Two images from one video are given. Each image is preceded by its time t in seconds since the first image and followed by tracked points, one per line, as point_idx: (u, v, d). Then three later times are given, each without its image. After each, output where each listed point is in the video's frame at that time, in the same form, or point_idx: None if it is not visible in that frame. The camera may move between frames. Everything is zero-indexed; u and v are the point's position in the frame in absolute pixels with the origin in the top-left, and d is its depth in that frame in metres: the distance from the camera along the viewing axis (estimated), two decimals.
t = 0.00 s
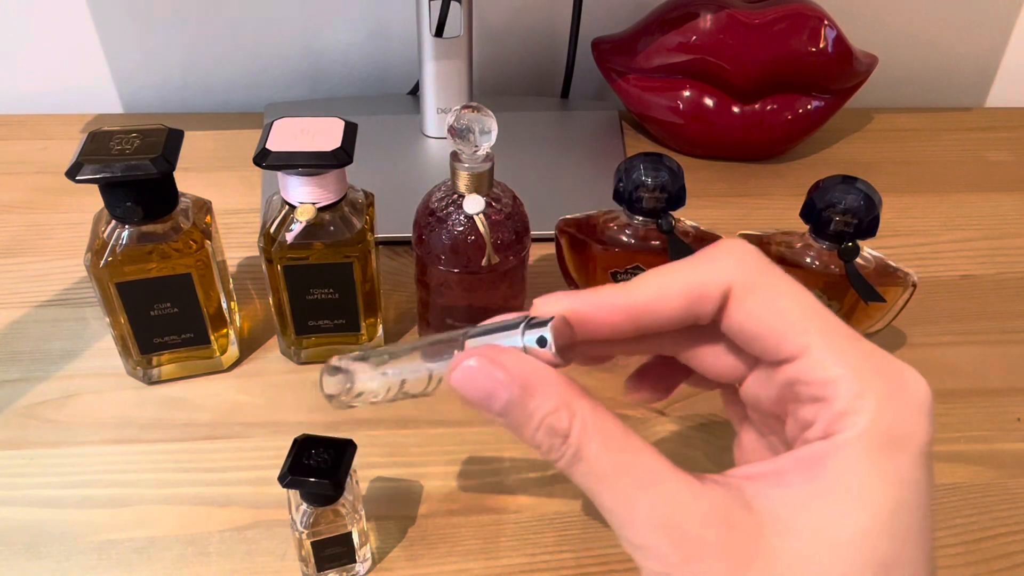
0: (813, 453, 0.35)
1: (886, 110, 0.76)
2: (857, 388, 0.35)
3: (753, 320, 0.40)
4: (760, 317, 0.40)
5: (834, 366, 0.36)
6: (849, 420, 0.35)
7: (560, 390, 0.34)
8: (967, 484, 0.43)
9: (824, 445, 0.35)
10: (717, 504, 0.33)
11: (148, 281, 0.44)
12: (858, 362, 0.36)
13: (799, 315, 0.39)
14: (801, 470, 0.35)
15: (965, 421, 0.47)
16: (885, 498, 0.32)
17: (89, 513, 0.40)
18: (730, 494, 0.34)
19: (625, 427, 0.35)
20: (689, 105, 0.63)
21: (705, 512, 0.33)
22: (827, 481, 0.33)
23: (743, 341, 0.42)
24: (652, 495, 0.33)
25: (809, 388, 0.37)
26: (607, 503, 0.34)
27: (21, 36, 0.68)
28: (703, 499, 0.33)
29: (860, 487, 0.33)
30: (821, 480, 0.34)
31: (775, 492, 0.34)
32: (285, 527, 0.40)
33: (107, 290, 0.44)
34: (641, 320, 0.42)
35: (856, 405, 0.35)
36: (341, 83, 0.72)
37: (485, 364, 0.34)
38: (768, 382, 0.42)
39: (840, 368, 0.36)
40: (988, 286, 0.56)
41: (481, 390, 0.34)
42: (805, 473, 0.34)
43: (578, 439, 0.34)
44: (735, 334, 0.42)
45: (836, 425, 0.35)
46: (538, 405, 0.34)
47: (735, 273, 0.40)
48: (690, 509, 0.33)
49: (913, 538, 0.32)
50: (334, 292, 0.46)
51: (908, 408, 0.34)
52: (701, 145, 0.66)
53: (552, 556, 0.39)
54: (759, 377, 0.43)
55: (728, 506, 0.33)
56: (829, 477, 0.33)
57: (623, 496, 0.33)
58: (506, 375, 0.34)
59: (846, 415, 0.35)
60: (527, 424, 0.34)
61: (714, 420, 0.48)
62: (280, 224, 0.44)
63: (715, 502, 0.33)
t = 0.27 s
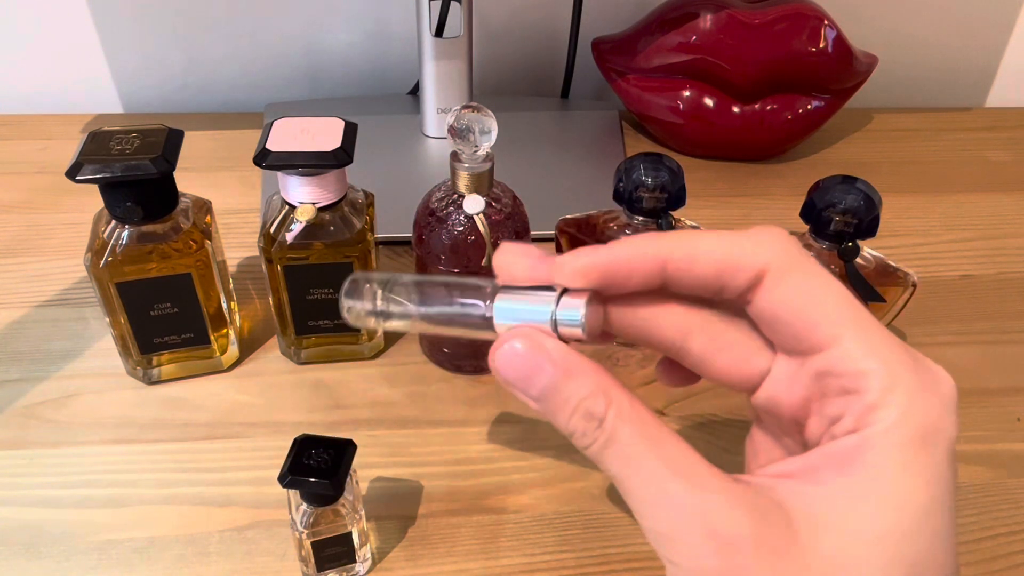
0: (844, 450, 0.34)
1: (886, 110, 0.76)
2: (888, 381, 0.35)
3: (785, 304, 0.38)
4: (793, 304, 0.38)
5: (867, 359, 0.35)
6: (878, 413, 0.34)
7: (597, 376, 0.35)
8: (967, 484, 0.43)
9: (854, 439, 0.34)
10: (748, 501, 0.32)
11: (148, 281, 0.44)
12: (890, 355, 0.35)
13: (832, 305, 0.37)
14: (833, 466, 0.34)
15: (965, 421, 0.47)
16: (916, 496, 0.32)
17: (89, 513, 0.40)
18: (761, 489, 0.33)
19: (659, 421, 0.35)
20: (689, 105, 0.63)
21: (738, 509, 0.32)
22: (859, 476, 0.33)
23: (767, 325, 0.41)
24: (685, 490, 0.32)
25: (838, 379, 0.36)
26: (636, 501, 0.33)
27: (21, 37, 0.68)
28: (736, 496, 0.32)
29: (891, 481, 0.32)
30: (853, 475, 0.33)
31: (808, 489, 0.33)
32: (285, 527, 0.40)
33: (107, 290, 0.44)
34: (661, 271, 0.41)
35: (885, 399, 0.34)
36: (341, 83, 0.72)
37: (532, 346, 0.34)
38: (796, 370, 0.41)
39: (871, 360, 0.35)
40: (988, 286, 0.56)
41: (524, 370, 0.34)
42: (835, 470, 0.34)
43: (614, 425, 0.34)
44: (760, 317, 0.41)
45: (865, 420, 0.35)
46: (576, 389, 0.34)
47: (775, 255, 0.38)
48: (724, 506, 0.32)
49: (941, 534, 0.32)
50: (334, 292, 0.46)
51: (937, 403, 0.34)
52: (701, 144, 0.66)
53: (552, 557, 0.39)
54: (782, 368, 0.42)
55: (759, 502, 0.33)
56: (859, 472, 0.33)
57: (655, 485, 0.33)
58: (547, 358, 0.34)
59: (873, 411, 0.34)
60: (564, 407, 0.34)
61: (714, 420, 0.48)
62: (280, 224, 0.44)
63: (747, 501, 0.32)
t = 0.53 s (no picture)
0: (839, 453, 0.34)
1: (886, 110, 0.76)
2: (881, 381, 0.35)
3: (776, 302, 0.38)
4: (786, 302, 0.38)
5: (858, 359, 0.35)
6: (871, 414, 0.34)
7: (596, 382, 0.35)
8: (967, 484, 0.43)
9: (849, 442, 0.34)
10: (746, 507, 0.32)
11: (148, 281, 0.44)
12: (882, 356, 0.35)
13: (824, 306, 0.37)
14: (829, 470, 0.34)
15: (965, 421, 0.47)
16: (911, 495, 0.32)
17: (89, 513, 0.40)
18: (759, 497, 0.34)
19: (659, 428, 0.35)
20: (689, 105, 0.63)
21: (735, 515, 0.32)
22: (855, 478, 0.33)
23: (759, 326, 0.41)
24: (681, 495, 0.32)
25: (832, 379, 0.36)
26: (636, 508, 0.33)
27: (21, 36, 0.68)
28: (733, 502, 0.32)
29: (888, 483, 0.32)
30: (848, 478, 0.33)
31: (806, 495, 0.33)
32: (285, 527, 0.40)
33: (106, 290, 0.44)
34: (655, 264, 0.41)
35: (877, 399, 0.34)
36: (341, 83, 0.72)
37: (536, 351, 0.35)
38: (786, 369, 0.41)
39: (863, 362, 0.35)
40: (988, 286, 0.56)
41: (528, 374, 0.35)
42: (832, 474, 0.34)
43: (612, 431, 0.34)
44: (752, 317, 0.41)
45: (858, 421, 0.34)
46: (576, 393, 0.34)
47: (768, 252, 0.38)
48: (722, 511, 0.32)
49: (938, 534, 0.32)
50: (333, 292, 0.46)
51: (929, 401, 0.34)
52: (700, 144, 0.66)
53: (552, 557, 0.39)
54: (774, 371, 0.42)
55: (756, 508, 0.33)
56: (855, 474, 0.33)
57: (654, 492, 0.33)
58: (550, 361, 0.35)
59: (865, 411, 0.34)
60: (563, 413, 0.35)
61: (714, 420, 0.48)
62: (280, 224, 0.44)
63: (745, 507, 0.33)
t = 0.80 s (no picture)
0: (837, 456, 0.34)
1: (886, 110, 0.76)
2: (877, 384, 0.34)
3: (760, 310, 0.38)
4: (769, 310, 0.38)
5: (850, 364, 0.35)
6: (870, 418, 0.34)
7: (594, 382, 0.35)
8: (967, 484, 0.43)
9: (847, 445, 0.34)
10: (744, 509, 0.32)
11: (148, 281, 0.44)
12: (879, 360, 0.35)
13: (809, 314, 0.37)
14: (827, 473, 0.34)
15: (965, 421, 0.47)
16: (909, 498, 0.32)
17: (89, 513, 0.40)
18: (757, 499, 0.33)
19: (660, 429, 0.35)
20: (689, 105, 0.63)
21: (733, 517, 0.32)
22: (853, 481, 0.33)
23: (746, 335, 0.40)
24: (680, 497, 0.32)
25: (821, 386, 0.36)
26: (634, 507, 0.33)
27: (20, 36, 0.68)
28: (732, 504, 0.32)
29: (887, 485, 0.32)
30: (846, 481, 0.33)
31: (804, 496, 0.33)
32: (285, 527, 0.40)
33: (107, 290, 0.44)
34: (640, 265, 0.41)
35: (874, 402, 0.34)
36: (341, 83, 0.72)
37: (532, 348, 0.35)
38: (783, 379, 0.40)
39: (861, 365, 0.35)
40: (988, 286, 0.56)
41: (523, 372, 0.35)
42: (829, 476, 0.34)
43: (610, 432, 0.34)
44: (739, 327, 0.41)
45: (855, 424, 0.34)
46: (573, 393, 0.34)
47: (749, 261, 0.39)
48: (720, 512, 0.32)
49: (935, 536, 0.32)
50: (333, 292, 0.46)
51: (928, 404, 0.34)
52: (700, 144, 0.66)
53: (552, 557, 0.39)
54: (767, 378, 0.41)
55: (755, 509, 0.33)
56: (853, 477, 0.33)
57: (653, 494, 0.33)
58: (547, 359, 0.34)
59: (863, 414, 0.34)
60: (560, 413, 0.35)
61: (714, 420, 0.48)
62: (280, 224, 0.44)
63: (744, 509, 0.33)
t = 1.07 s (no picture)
0: (832, 461, 0.34)
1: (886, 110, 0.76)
2: (871, 394, 0.34)
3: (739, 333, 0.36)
4: (749, 334, 0.36)
5: (841, 379, 0.34)
6: (865, 427, 0.33)
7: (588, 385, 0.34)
8: (967, 484, 0.43)
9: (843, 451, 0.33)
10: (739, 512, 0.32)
11: (148, 281, 0.44)
12: (871, 371, 0.34)
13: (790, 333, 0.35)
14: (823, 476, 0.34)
15: (964, 421, 0.47)
16: (903, 502, 0.32)
17: (89, 513, 0.40)
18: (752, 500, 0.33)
19: (653, 431, 0.34)
20: (689, 105, 0.63)
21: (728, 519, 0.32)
22: (847, 487, 0.33)
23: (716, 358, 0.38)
24: (676, 500, 0.32)
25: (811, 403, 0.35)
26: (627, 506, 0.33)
27: (20, 36, 0.68)
28: (727, 506, 0.32)
29: (882, 490, 0.32)
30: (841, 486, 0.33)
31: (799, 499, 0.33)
32: (285, 527, 0.40)
33: (106, 290, 0.44)
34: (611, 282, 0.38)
35: (869, 411, 0.33)
36: (341, 83, 0.72)
37: (525, 350, 0.34)
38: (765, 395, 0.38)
39: (851, 378, 0.34)
40: (988, 286, 0.56)
41: (517, 376, 0.34)
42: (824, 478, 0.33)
43: (605, 434, 0.33)
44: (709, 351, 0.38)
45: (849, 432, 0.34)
46: (567, 396, 0.33)
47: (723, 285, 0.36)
48: (715, 514, 0.32)
49: (930, 537, 0.32)
50: (333, 292, 0.46)
51: (923, 409, 0.34)
52: (700, 145, 0.66)
53: (552, 556, 0.39)
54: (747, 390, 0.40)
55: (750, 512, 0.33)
56: (848, 484, 0.33)
57: (647, 496, 0.32)
58: (542, 362, 0.33)
59: (858, 421, 0.34)
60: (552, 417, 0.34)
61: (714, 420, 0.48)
62: (280, 224, 0.44)
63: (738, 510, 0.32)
